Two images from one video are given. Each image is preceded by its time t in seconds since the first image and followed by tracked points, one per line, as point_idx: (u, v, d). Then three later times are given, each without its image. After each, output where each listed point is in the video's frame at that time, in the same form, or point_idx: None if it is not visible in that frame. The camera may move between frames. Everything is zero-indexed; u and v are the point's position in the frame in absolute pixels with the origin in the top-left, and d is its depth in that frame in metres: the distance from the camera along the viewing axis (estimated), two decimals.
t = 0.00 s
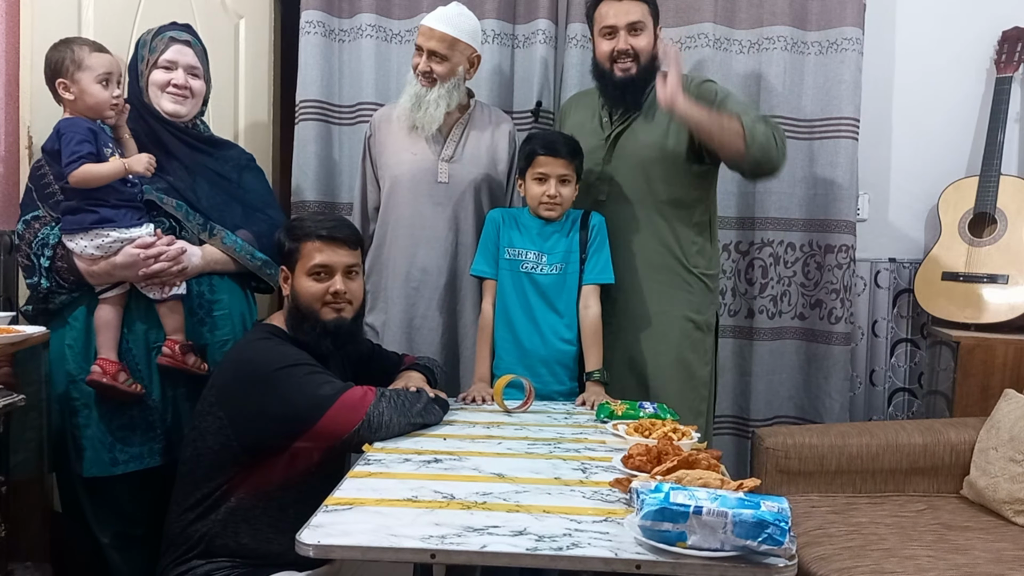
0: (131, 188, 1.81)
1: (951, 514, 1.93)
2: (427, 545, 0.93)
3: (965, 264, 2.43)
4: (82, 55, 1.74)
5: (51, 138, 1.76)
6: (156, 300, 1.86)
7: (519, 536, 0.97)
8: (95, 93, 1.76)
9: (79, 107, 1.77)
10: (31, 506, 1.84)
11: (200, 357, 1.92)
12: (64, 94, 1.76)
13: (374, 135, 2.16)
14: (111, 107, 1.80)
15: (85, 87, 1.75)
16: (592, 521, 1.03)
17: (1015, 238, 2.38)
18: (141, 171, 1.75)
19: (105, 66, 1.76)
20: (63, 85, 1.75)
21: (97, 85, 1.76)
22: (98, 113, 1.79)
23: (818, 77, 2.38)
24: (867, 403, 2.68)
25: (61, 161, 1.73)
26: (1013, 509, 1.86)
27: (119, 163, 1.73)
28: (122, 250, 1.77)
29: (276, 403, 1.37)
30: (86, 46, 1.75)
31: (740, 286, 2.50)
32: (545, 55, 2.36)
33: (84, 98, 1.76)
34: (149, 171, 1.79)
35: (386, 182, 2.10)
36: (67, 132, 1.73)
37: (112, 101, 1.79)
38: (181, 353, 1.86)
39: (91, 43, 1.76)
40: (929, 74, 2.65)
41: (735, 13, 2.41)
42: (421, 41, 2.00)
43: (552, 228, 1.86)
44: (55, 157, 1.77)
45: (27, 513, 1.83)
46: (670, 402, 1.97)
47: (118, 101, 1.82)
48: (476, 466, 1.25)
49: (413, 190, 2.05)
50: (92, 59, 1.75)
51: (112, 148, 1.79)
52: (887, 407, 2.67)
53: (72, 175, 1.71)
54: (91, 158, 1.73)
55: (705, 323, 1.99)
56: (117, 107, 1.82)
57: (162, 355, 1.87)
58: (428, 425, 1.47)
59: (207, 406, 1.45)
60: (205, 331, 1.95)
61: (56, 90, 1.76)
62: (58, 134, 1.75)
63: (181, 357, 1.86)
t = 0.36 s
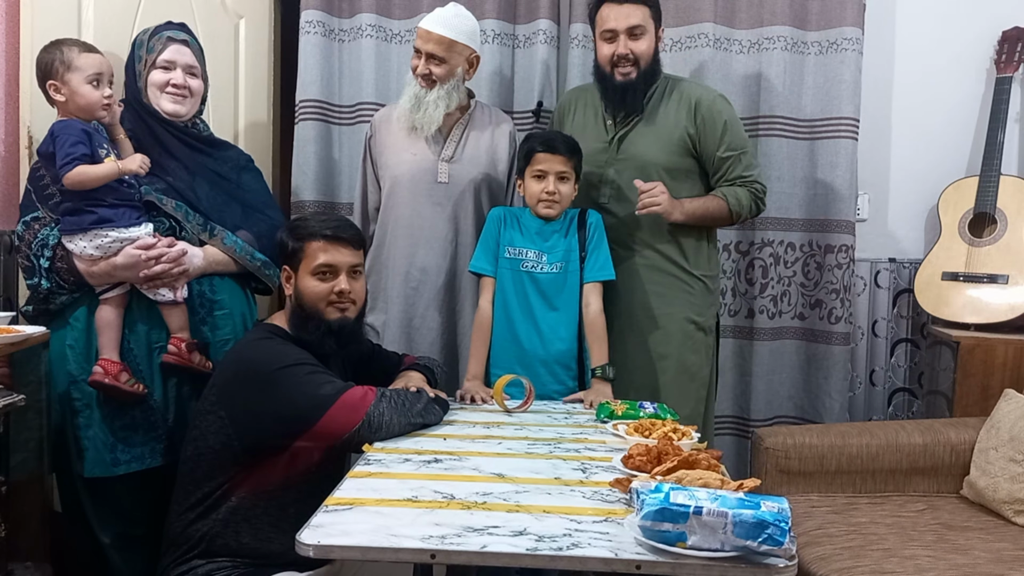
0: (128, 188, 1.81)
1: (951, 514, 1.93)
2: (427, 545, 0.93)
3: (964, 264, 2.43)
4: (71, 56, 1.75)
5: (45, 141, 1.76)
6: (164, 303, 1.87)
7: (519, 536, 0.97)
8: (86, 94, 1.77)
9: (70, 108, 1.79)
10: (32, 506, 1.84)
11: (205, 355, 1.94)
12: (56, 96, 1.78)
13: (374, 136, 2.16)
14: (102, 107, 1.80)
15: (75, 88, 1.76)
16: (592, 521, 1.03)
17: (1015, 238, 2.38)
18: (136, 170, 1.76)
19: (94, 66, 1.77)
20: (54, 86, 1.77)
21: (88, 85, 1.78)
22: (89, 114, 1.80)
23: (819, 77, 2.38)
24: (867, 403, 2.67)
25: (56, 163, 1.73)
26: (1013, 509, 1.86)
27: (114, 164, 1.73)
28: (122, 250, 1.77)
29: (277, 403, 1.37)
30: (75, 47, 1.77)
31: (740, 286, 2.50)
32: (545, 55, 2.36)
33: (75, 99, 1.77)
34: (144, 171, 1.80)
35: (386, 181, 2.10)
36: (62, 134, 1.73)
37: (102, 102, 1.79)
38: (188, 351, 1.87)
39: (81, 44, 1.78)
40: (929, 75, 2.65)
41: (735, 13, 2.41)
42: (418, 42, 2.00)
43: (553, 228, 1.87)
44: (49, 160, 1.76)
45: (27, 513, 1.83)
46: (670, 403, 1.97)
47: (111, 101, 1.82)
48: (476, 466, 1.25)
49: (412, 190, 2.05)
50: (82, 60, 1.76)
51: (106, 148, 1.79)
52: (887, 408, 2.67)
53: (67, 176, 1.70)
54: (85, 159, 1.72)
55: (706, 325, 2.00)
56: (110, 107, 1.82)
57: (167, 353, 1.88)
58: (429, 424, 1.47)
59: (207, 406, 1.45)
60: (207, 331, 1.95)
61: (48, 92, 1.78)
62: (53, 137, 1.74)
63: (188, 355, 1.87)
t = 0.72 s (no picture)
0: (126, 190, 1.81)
1: (951, 514, 1.93)
2: (427, 545, 0.93)
3: (964, 264, 2.43)
4: (73, 60, 1.76)
5: (42, 144, 1.75)
6: (163, 305, 1.87)
7: (519, 536, 0.97)
8: (85, 97, 1.77)
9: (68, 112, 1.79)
10: (32, 507, 1.84)
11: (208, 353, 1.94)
12: (55, 97, 1.78)
13: (375, 136, 2.16)
14: (101, 112, 1.80)
15: (75, 91, 1.76)
16: (592, 521, 1.03)
17: (1015, 238, 2.38)
18: (133, 174, 1.76)
19: (95, 70, 1.78)
20: (54, 88, 1.77)
21: (87, 89, 1.78)
22: (88, 118, 1.80)
23: (819, 77, 2.38)
24: (867, 403, 2.67)
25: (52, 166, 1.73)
26: (1013, 509, 1.86)
27: (110, 169, 1.73)
28: (120, 255, 1.77)
29: (277, 403, 1.37)
30: (78, 51, 1.77)
31: (740, 286, 2.50)
32: (545, 55, 2.36)
33: (74, 102, 1.77)
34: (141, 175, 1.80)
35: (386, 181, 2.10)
36: (58, 136, 1.73)
37: (101, 106, 1.80)
38: (189, 349, 1.88)
39: (83, 48, 1.78)
40: (929, 74, 2.65)
41: (735, 13, 2.41)
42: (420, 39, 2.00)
43: (554, 229, 1.87)
44: (46, 162, 1.76)
45: (27, 513, 1.83)
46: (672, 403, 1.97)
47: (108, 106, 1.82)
48: (476, 466, 1.25)
49: (412, 190, 2.05)
50: (84, 63, 1.76)
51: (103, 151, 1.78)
52: (887, 407, 2.67)
53: (63, 179, 1.70)
54: (81, 162, 1.72)
55: (708, 326, 1.99)
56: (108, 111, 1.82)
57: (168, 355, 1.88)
58: (428, 424, 1.47)
59: (207, 406, 1.45)
60: (208, 331, 1.95)
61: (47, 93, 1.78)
62: (49, 139, 1.74)
63: (189, 353, 1.88)
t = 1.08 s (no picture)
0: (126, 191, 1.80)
1: (951, 514, 1.93)
2: (427, 545, 0.93)
3: (965, 264, 2.43)
4: (64, 62, 1.75)
5: (46, 143, 1.76)
6: (163, 306, 1.87)
7: (519, 536, 0.97)
8: (74, 100, 1.76)
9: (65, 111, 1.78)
10: (32, 507, 1.84)
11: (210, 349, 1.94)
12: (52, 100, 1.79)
13: (374, 136, 2.16)
14: (92, 114, 1.78)
15: (65, 94, 1.76)
16: (592, 521, 1.03)
17: (1015, 238, 2.38)
18: (134, 180, 1.75)
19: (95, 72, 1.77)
20: (49, 90, 1.78)
21: (76, 92, 1.76)
22: (81, 122, 1.78)
23: (819, 77, 2.38)
24: (867, 403, 2.67)
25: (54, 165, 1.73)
26: (1013, 509, 1.86)
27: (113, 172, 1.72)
28: (121, 256, 1.77)
29: (277, 403, 1.37)
30: (72, 52, 1.76)
31: (740, 286, 2.50)
32: (545, 55, 2.36)
33: (65, 105, 1.77)
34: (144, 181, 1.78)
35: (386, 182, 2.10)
36: (61, 136, 1.73)
37: (92, 108, 1.78)
38: (191, 348, 1.88)
39: (80, 50, 1.77)
40: (929, 75, 2.65)
41: (735, 13, 2.41)
42: (420, 43, 2.00)
43: (554, 229, 1.87)
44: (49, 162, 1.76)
45: (27, 513, 1.83)
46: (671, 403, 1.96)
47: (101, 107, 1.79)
48: (476, 466, 1.25)
49: (413, 190, 2.05)
50: (75, 66, 1.75)
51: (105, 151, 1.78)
52: (887, 407, 2.67)
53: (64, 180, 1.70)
54: (83, 163, 1.72)
55: (708, 326, 1.99)
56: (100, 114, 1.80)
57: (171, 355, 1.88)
58: (428, 424, 1.47)
59: (207, 406, 1.45)
60: (209, 331, 1.95)
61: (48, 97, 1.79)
62: (53, 139, 1.74)
63: (192, 352, 1.87)
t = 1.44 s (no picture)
0: (126, 193, 1.78)
1: (951, 514, 1.93)
2: (427, 545, 0.93)
3: (965, 264, 2.43)
4: (69, 61, 1.72)
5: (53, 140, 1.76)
6: (164, 307, 1.87)
7: (519, 536, 0.97)
8: (76, 98, 1.74)
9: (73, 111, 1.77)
10: (32, 507, 1.84)
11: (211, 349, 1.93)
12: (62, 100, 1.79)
13: (372, 136, 2.16)
14: (92, 113, 1.76)
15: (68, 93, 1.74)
16: (592, 521, 1.03)
17: (1015, 238, 2.38)
18: (128, 180, 1.72)
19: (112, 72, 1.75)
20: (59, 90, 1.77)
21: (77, 91, 1.74)
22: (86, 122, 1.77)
23: (819, 77, 2.38)
24: (867, 403, 2.68)
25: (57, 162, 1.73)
26: (1013, 509, 1.86)
27: (108, 170, 1.71)
28: (121, 257, 1.77)
29: (277, 403, 1.37)
30: (77, 52, 1.72)
31: (740, 286, 2.50)
32: (545, 55, 2.36)
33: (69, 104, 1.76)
34: (139, 181, 1.76)
35: (387, 184, 2.10)
36: (63, 134, 1.73)
37: (90, 109, 1.75)
38: (191, 350, 1.87)
39: (87, 48, 1.73)
40: (929, 75, 2.65)
41: (735, 13, 2.41)
42: (434, 45, 1.98)
43: (551, 229, 1.87)
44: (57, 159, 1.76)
45: (27, 513, 1.83)
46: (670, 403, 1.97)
47: (106, 107, 1.77)
48: (476, 466, 1.25)
49: (413, 190, 2.05)
50: (79, 65, 1.72)
51: (110, 150, 1.77)
52: (887, 408, 2.67)
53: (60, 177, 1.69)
54: (81, 160, 1.71)
55: (708, 326, 1.99)
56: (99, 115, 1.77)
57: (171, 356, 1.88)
58: (429, 424, 1.47)
59: (207, 406, 1.45)
60: (209, 332, 1.95)
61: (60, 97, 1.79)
62: (57, 136, 1.74)
63: (191, 353, 1.87)
